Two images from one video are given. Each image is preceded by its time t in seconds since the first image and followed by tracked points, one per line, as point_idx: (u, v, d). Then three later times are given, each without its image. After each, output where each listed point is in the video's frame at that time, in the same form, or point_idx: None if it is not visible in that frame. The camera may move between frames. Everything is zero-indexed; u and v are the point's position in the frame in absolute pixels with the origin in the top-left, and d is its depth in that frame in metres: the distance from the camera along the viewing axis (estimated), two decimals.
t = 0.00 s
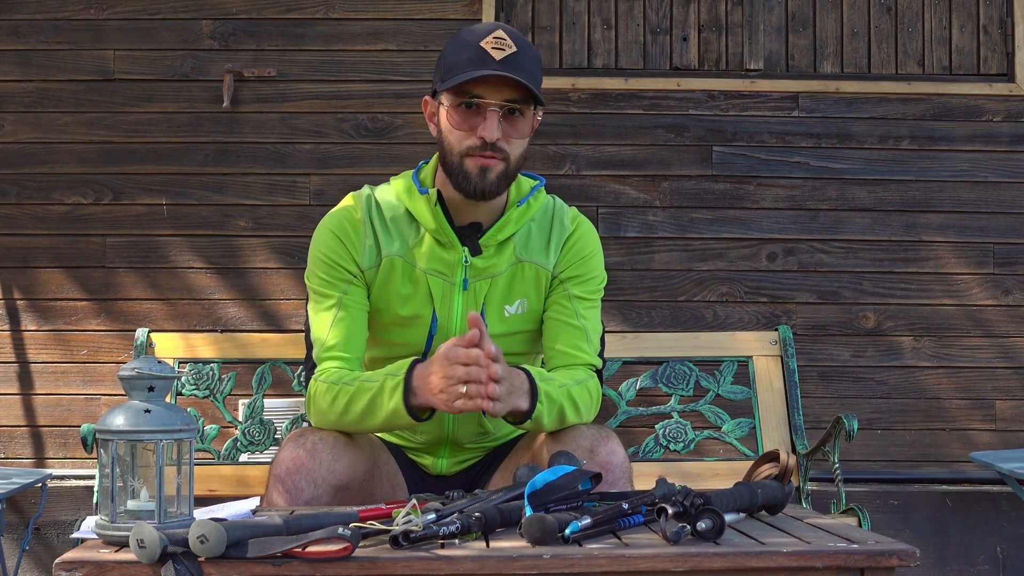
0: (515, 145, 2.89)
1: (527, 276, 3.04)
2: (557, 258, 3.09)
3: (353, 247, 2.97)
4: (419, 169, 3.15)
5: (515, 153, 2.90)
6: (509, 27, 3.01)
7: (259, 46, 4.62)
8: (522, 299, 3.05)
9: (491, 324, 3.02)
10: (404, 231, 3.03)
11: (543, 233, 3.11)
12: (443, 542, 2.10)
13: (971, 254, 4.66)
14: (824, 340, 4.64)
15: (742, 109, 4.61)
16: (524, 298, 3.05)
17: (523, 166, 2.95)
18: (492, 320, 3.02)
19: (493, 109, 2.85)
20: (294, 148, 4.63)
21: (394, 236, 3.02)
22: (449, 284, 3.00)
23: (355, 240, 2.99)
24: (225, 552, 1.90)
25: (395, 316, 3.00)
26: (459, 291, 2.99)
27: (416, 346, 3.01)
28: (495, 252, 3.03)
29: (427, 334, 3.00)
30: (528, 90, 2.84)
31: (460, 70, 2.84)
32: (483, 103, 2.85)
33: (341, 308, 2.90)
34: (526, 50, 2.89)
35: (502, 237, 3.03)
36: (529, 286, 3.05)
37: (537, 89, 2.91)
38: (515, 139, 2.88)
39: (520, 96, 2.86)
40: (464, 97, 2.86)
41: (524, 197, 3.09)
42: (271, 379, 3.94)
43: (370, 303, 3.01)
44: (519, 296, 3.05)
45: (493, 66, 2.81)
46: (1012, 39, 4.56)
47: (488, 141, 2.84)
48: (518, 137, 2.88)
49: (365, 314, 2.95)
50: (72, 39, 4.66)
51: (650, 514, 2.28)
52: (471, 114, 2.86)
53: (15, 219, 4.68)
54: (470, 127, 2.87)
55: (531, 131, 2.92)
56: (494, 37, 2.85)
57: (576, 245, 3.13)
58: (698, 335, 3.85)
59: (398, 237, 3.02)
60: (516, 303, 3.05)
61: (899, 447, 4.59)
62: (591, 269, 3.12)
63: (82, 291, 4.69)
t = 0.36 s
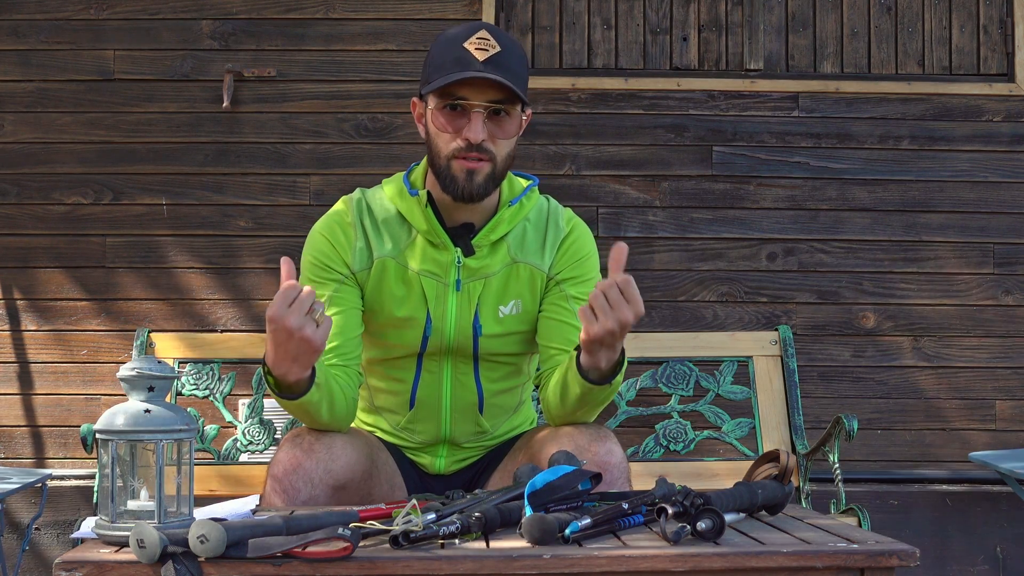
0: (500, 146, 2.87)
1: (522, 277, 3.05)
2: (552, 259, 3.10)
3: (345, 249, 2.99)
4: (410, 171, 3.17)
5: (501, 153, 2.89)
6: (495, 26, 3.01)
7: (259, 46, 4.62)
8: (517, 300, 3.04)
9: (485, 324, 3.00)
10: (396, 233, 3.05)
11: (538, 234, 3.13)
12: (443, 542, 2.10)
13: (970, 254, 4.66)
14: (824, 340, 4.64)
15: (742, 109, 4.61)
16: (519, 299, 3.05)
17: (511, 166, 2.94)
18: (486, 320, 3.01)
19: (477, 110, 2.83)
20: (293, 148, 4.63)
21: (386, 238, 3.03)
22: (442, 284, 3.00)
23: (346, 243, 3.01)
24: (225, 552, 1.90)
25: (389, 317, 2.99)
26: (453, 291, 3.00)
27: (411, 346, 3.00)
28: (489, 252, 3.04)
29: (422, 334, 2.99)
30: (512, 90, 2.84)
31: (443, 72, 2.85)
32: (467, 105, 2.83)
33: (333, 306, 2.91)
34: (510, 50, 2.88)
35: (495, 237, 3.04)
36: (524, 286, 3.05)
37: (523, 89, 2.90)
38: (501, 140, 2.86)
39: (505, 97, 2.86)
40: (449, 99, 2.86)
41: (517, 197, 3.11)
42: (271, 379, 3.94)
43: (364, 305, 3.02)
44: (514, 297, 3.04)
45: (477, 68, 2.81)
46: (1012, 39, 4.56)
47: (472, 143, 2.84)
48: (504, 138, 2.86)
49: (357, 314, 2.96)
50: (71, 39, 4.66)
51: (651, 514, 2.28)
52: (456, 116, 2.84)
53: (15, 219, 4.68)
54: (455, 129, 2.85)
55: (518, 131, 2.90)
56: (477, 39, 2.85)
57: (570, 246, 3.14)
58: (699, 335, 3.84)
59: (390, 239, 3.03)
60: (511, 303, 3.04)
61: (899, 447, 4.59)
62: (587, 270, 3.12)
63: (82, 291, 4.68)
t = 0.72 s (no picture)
0: (494, 154, 2.87)
1: (522, 277, 3.05)
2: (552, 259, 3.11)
3: (345, 249, 3.00)
4: (409, 172, 3.17)
5: (494, 162, 2.89)
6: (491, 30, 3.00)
7: (259, 46, 4.62)
8: (517, 301, 3.04)
9: (486, 325, 3.00)
10: (396, 233, 3.05)
11: (538, 234, 3.13)
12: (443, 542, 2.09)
13: (970, 254, 4.65)
14: (824, 340, 4.64)
15: (742, 109, 4.61)
16: (519, 300, 3.05)
17: (504, 173, 2.94)
18: (486, 322, 3.00)
19: (470, 119, 2.81)
20: (293, 148, 4.63)
21: (386, 239, 3.03)
22: (442, 286, 3.00)
23: (346, 243, 3.01)
24: (225, 551, 1.90)
25: (389, 318, 2.99)
26: (452, 293, 2.99)
27: (411, 348, 3.00)
28: (488, 254, 3.04)
29: (422, 336, 2.98)
30: (504, 97, 2.83)
31: (436, 82, 2.85)
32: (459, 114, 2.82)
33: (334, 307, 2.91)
34: (503, 57, 2.88)
35: (495, 238, 3.04)
36: (524, 287, 3.05)
37: (515, 97, 2.89)
38: (494, 148, 2.86)
39: (497, 105, 2.85)
40: (441, 108, 2.85)
41: (516, 198, 3.11)
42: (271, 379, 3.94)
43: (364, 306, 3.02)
44: (513, 298, 3.03)
45: (469, 77, 2.81)
46: (1012, 39, 4.55)
47: (465, 152, 2.83)
48: (497, 147, 2.85)
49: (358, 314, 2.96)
50: (71, 39, 4.66)
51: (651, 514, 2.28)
52: (448, 126, 2.84)
53: (15, 219, 4.68)
54: (447, 138, 2.85)
55: (512, 138, 2.89)
56: (469, 47, 2.84)
57: (570, 246, 3.14)
58: (699, 335, 3.84)
59: (390, 240, 3.03)
60: (511, 305, 3.03)
61: (899, 447, 4.59)
62: (587, 270, 3.12)
63: (82, 291, 4.68)
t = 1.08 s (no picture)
0: (493, 153, 2.88)
1: (518, 276, 3.05)
2: (548, 257, 3.09)
3: (346, 248, 3.00)
4: (409, 171, 3.17)
5: (493, 161, 2.89)
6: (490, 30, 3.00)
7: (259, 46, 4.62)
8: (514, 300, 3.05)
9: (483, 325, 3.02)
10: (396, 232, 3.05)
11: (534, 233, 3.12)
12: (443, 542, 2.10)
13: (971, 254, 4.65)
14: (824, 340, 4.64)
15: (742, 109, 4.61)
16: (515, 299, 3.06)
17: (504, 172, 2.95)
18: (484, 321, 3.02)
19: (469, 119, 2.82)
20: (293, 148, 4.63)
21: (386, 238, 3.03)
22: (439, 286, 3.01)
23: (347, 242, 3.01)
24: (225, 551, 1.91)
25: (389, 316, 3.02)
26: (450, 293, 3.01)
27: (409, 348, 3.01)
28: (486, 253, 3.04)
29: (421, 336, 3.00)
30: (503, 95, 2.83)
31: (434, 80, 2.85)
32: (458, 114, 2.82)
33: (337, 309, 2.91)
34: (502, 57, 2.88)
35: (492, 238, 3.04)
36: (520, 286, 3.05)
37: (514, 96, 2.89)
38: (494, 147, 2.86)
39: (497, 104, 2.85)
40: (439, 108, 2.85)
41: (514, 197, 3.11)
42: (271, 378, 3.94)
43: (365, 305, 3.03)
44: (510, 297, 3.05)
45: (468, 76, 2.81)
46: (1012, 39, 4.55)
47: (464, 151, 2.83)
48: (497, 145, 2.85)
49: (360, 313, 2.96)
50: (72, 39, 4.66)
51: (650, 514, 2.29)
52: (447, 125, 2.84)
53: (15, 219, 4.68)
54: (446, 137, 2.85)
55: (511, 137, 2.90)
56: (468, 46, 2.84)
57: (566, 244, 3.12)
58: (699, 335, 3.84)
59: (390, 239, 3.03)
60: (508, 304, 3.05)
61: (899, 447, 4.59)
62: (583, 269, 3.11)
63: (82, 291, 4.68)
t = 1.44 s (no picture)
0: (495, 154, 2.88)
1: (515, 281, 3.06)
2: (545, 261, 3.10)
3: (346, 249, 3.00)
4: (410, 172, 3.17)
5: (495, 161, 2.89)
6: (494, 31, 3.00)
7: (259, 46, 4.62)
8: (509, 303, 3.06)
9: (480, 327, 3.02)
10: (395, 234, 3.05)
11: (532, 237, 3.13)
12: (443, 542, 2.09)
13: (971, 254, 4.65)
14: (824, 340, 4.64)
15: (742, 109, 4.62)
16: (511, 303, 3.06)
17: (506, 173, 2.95)
18: (481, 324, 3.02)
19: (471, 118, 2.83)
20: (293, 148, 4.63)
21: (385, 239, 3.03)
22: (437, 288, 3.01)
23: (347, 242, 3.01)
24: (225, 551, 1.91)
25: (388, 318, 3.01)
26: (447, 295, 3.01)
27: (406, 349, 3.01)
28: (484, 257, 3.05)
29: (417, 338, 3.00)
30: (506, 94, 2.83)
31: (438, 79, 2.85)
32: (461, 112, 2.83)
33: (336, 310, 2.91)
34: (506, 57, 2.88)
35: (491, 242, 3.04)
36: (516, 290, 3.06)
37: (517, 97, 2.89)
38: (496, 148, 2.87)
39: (501, 104, 2.85)
40: (443, 106, 2.86)
41: (514, 200, 3.11)
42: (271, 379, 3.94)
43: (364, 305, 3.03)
44: (507, 301, 3.06)
45: (471, 75, 2.81)
46: (1012, 39, 4.55)
47: (466, 150, 2.84)
48: (499, 145, 2.86)
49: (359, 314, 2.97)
50: (72, 39, 4.66)
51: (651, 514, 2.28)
52: (450, 123, 2.85)
53: (15, 219, 4.68)
54: (449, 135, 2.86)
55: (514, 138, 2.91)
56: (472, 45, 2.84)
57: (563, 250, 3.14)
58: (699, 335, 3.85)
59: (389, 240, 3.03)
60: (504, 307, 3.05)
61: (899, 447, 4.59)
62: (579, 275, 3.12)
63: (82, 291, 4.68)
